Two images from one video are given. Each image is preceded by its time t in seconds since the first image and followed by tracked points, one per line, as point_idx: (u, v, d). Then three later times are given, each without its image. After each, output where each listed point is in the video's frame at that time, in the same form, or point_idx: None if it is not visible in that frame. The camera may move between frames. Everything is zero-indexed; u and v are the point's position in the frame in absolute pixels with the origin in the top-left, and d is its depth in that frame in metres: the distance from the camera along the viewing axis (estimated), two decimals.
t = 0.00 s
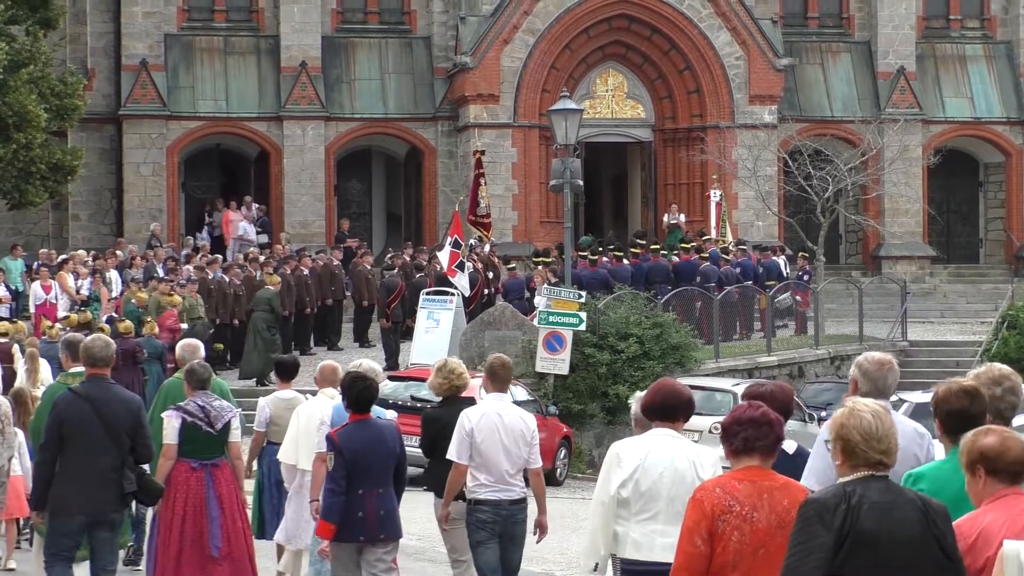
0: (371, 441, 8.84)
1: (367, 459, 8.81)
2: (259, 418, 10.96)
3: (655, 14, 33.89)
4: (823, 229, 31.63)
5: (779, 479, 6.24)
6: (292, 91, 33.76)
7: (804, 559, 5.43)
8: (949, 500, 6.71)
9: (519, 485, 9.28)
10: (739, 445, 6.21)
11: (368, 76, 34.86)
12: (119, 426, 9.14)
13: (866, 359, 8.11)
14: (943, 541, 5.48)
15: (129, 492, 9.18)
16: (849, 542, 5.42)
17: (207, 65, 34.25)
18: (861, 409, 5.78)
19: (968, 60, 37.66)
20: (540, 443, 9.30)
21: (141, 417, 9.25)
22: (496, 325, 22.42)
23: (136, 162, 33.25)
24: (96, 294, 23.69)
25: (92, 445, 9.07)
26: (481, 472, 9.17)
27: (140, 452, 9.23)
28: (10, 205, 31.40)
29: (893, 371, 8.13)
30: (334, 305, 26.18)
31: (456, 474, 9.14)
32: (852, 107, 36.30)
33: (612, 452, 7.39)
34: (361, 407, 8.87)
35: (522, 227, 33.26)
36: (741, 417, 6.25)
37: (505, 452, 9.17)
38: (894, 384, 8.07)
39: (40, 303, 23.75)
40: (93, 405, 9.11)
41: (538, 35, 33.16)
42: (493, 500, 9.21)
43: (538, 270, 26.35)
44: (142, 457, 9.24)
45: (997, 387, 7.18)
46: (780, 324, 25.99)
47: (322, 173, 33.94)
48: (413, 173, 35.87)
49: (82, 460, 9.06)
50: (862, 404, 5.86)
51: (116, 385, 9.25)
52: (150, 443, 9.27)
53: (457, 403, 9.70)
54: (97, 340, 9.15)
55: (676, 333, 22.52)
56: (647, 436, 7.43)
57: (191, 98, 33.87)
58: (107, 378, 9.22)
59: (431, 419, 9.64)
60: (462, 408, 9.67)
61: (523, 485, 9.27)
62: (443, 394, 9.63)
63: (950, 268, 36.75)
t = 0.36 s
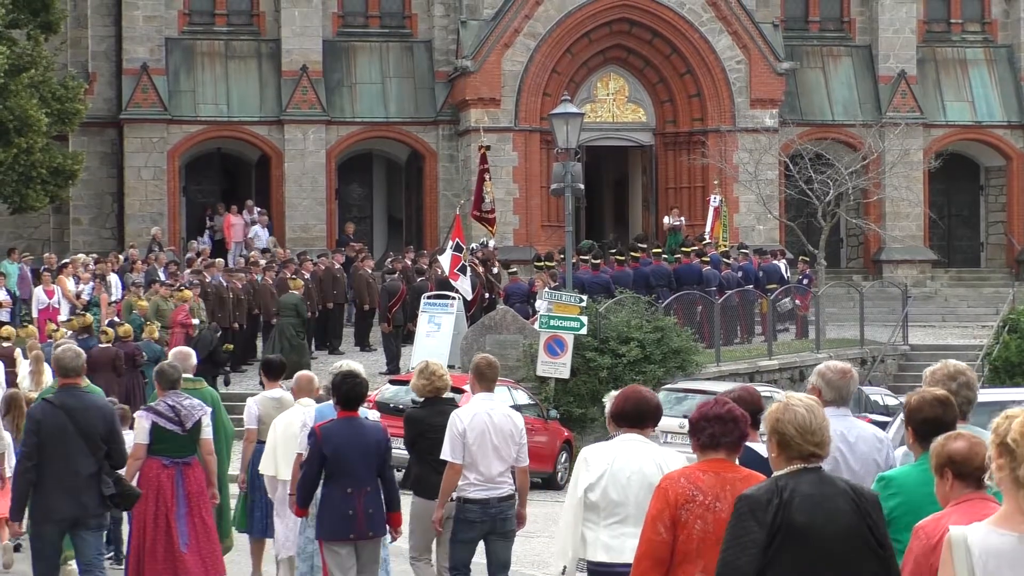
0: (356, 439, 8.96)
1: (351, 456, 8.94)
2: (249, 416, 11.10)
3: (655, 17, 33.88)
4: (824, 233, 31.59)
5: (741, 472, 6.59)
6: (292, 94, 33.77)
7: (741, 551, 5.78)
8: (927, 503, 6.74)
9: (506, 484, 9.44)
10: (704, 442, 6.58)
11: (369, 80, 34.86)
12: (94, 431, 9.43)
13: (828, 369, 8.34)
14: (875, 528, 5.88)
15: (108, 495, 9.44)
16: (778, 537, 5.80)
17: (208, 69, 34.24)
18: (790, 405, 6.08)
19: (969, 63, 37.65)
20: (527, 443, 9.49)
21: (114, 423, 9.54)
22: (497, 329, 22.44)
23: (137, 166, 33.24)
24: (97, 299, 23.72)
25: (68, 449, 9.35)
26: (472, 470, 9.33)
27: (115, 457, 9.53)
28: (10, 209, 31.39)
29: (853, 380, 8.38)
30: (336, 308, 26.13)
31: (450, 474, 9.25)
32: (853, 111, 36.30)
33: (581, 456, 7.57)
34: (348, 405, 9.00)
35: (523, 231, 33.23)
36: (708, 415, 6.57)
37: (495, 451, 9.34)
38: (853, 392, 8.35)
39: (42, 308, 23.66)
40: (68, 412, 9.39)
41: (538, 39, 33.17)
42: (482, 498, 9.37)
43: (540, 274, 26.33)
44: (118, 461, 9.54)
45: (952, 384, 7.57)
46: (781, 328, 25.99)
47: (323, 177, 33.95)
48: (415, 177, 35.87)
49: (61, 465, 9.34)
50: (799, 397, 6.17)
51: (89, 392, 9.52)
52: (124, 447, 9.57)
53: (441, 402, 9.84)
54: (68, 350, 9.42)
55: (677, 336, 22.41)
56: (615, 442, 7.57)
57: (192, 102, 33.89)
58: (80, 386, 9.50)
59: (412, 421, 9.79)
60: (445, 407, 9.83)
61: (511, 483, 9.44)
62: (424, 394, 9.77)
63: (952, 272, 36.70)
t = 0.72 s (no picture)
0: (347, 441, 9.31)
1: (343, 457, 9.29)
2: (233, 417, 11.24)
3: (656, 20, 33.88)
4: (824, 235, 31.58)
5: (725, 473, 6.69)
6: (293, 97, 33.78)
7: (701, 553, 5.85)
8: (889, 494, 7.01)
9: (480, 486, 9.53)
10: (686, 444, 6.71)
11: (369, 82, 34.84)
12: (68, 425, 9.70)
13: (789, 363, 8.46)
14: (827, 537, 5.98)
15: (80, 490, 9.77)
16: (736, 540, 5.88)
17: (208, 71, 34.24)
18: (754, 413, 6.11)
19: (969, 66, 37.66)
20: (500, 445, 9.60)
21: (90, 417, 9.80)
22: (497, 331, 22.47)
23: (138, 168, 33.23)
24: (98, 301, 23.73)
25: (45, 445, 9.65)
26: (446, 473, 9.43)
27: (90, 451, 9.80)
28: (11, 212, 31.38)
29: (814, 375, 8.48)
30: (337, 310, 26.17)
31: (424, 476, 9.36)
32: (853, 113, 36.30)
33: (545, 448, 7.96)
34: (342, 407, 9.35)
35: (523, 233, 33.25)
36: (689, 415, 6.71)
37: (467, 454, 9.45)
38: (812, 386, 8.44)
39: (43, 310, 23.65)
40: (43, 407, 9.67)
41: (539, 41, 33.17)
42: (454, 498, 9.46)
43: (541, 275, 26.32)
44: (93, 454, 9.81)
45: (932, 390, 7.85)
46: (781, 330, 25.99)
47: (323, 179, 33.97)
48: (415, 179, 35.89)
49: (34, 458, 9.64)
50: (761, 406, 6.21)
51: (66, 388, 9.79)
52: (100, 442, 9.83)
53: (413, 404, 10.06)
54: (45, 347, 9.70)
55: (678, 338, 22.38)
56: (580, 434, 7.96)
57: (193, 104, 33.88)
58: (57, 382, 9.77)
59: (387, 424, 10.07)
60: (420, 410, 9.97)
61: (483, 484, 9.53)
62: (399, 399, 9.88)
63: (952, 274, 36.71)
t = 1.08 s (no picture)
0: (330, 440, 9.33)
1: (326, 456, 9.30)
2: (221, 419, 11.59)
3: (656, 21, 33.88)
4: (824, 236, 31.55)
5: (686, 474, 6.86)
6: (293, 98, 33.78)
7: (658, 538, 6.06)
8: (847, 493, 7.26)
9: (459, 482, 9.85)
10: (642, 450, 6.88)
11: (369, 83, 34.83)
12: (61, 429, 9.77)
13: (770, 367, 8.32)
14: (782, 521, 6.14)
15: (67, 492, 9.78)
16: (696, 525, 6.07)
17: (208, 72, 34.23)
18: (705, 405, 6.39)
19: (969, 67, 37.66)
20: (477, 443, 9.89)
21: (81, 421, 9.87)
22: (497, 332, 22.51)
23: (138, 169, 33.23)
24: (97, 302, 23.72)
25: (35, 447, 9.70)
26: (423, 468, 9.74)
27: (80, 454, 9.85)
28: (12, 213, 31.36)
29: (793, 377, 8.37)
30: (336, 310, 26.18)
31: (400, 472, 9.66)
32: (853, 115, 36.30)
33: (521, 454, 8.02)
34: (324, 408, 9.36)
35: (523, 233, 33.26)
36: (644, 422, 6.88)
37: (445, 450, 9.75)
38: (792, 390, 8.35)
39: (43, 311, 23.62)
40: (37, 409, 9.73)
41: (539, 42, 33.17)
42: (432, 494, 9.78)
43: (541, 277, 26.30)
44: (83, 458, 9.86)
45: (899, 391, 7.86)
46: (782, 331, 25.97)
47: (323, 180, 33.97)
48: (415, 180, 35.89)
49: (26, 460, 9.68)
50: (716, 398, 6.49)
51: (60, 391, 9.85)
52: (90, 446, 9.89)
53: (391, 404, 10.41)
54: (44, 351, 9.75)
55: (677, 340, 22.49)
56: (552, 439, 8.05)
57: (193, 105, 33.88)
58: (52, 386, 9.83)
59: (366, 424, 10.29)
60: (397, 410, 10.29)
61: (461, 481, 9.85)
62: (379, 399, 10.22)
63: (952, 275, 36.70)
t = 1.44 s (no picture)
0: (300, 435, 9.75)
1: (297, 452, 9.72)
2: (214, 417, 11.64)
3: (656, 23, 33.87)
4: (825, 239, 31.50)
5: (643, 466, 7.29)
6: (293, 100, 33.79)
7: (606, 543, 6.48)
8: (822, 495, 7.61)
9: (451, 481, 10.28)
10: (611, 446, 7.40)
11: (370, 86, 34.87)
12: (49, 429, 10.15)
13: (741, 366, 9.01)
14: (727, 518, 6.54)
15: (60, 487, 10.20)
16: (640, 528, 6.47)
17: (208, 74, 34.25)
18: (651, 409, 6.71)
19: (969, 70, 37.68)
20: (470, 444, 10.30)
21: (69, 420, 10.24)
22: (497, 335, 22.49)
23: (138, 171, 33.24)
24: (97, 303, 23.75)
25: (25, 445, 10.07)
26: (417, 468, 10.16)
27: (69, 450, 10.25)
28: (12, 215, 31.33)
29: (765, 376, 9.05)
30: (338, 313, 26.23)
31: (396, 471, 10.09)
32: (853, 117, 36.30)
33: (494, 450, 8.61)
34: (290, 405, 9.80)
35: (523, 236, 33.28)
36: (611, 414, 7.42)
37: (439, 452, 10.17)
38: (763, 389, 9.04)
39: (43, 313, 23.64)
40: (26, 411, 10.09)
41: (539, 44, 33.18)
42: (425, 494, 10.20)
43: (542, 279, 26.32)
44: (73, 455, 10.26)
45: (858, 389, 8.35)
46: (781, 333, 25.98)
47: (324, 182, 33.97)
48: (415, 183, 35.89)
49: (18, 460, 10.06)
50: (661, 402, 6.79)
51: (49, 392, 10.22)
52: (79, 443, 10.29)
53: (382, 408, 10.65)
54: (31, 354, 10.12)
55: (678, 342, 22.43)
56: (526, 437, 8.61)
57: (193, 107, 33.89)
58: (41, 387, 10.19)
59: (357, 425, 10.63)
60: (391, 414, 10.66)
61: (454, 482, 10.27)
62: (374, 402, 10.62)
63: (952, 277, 36.71)
